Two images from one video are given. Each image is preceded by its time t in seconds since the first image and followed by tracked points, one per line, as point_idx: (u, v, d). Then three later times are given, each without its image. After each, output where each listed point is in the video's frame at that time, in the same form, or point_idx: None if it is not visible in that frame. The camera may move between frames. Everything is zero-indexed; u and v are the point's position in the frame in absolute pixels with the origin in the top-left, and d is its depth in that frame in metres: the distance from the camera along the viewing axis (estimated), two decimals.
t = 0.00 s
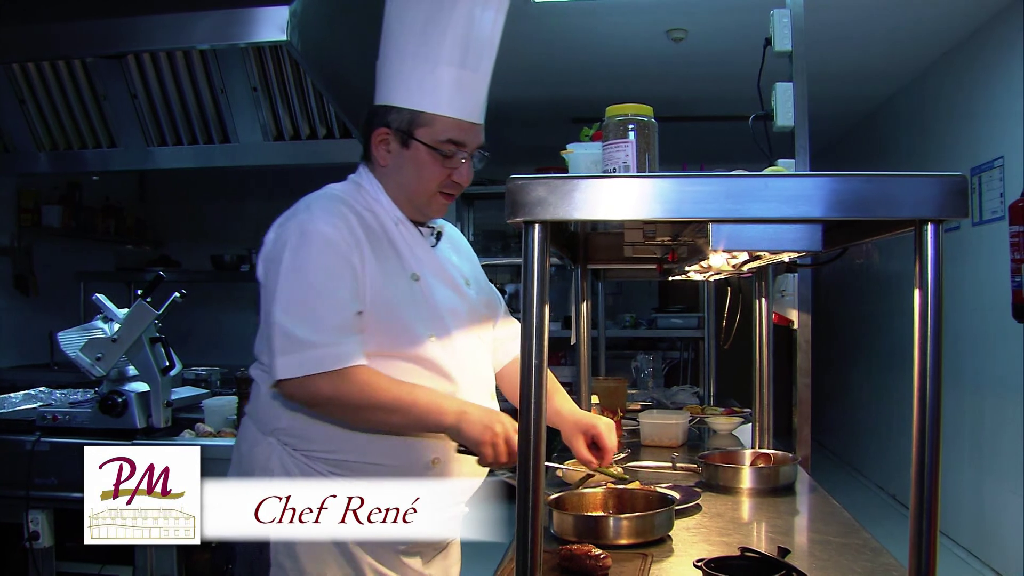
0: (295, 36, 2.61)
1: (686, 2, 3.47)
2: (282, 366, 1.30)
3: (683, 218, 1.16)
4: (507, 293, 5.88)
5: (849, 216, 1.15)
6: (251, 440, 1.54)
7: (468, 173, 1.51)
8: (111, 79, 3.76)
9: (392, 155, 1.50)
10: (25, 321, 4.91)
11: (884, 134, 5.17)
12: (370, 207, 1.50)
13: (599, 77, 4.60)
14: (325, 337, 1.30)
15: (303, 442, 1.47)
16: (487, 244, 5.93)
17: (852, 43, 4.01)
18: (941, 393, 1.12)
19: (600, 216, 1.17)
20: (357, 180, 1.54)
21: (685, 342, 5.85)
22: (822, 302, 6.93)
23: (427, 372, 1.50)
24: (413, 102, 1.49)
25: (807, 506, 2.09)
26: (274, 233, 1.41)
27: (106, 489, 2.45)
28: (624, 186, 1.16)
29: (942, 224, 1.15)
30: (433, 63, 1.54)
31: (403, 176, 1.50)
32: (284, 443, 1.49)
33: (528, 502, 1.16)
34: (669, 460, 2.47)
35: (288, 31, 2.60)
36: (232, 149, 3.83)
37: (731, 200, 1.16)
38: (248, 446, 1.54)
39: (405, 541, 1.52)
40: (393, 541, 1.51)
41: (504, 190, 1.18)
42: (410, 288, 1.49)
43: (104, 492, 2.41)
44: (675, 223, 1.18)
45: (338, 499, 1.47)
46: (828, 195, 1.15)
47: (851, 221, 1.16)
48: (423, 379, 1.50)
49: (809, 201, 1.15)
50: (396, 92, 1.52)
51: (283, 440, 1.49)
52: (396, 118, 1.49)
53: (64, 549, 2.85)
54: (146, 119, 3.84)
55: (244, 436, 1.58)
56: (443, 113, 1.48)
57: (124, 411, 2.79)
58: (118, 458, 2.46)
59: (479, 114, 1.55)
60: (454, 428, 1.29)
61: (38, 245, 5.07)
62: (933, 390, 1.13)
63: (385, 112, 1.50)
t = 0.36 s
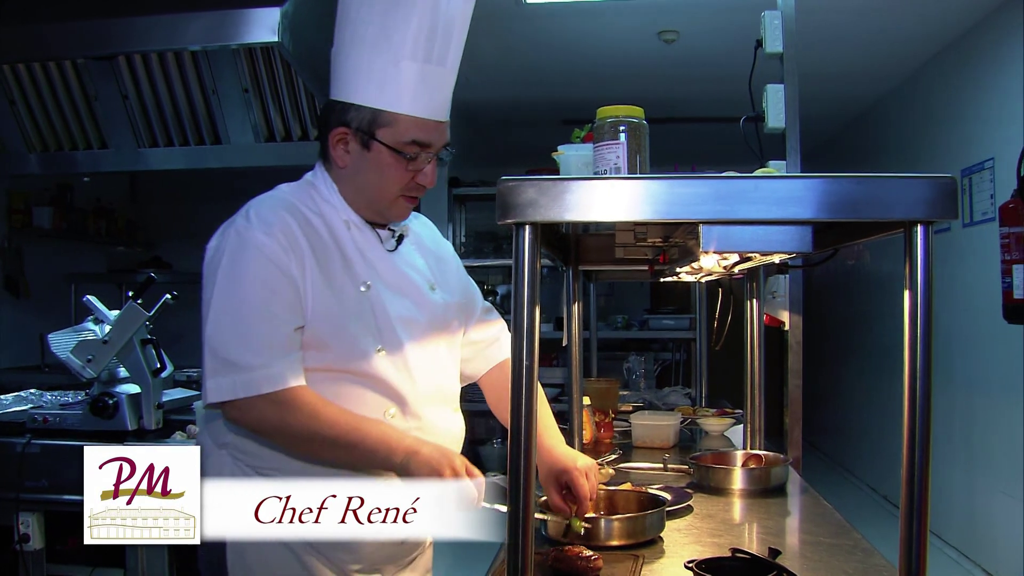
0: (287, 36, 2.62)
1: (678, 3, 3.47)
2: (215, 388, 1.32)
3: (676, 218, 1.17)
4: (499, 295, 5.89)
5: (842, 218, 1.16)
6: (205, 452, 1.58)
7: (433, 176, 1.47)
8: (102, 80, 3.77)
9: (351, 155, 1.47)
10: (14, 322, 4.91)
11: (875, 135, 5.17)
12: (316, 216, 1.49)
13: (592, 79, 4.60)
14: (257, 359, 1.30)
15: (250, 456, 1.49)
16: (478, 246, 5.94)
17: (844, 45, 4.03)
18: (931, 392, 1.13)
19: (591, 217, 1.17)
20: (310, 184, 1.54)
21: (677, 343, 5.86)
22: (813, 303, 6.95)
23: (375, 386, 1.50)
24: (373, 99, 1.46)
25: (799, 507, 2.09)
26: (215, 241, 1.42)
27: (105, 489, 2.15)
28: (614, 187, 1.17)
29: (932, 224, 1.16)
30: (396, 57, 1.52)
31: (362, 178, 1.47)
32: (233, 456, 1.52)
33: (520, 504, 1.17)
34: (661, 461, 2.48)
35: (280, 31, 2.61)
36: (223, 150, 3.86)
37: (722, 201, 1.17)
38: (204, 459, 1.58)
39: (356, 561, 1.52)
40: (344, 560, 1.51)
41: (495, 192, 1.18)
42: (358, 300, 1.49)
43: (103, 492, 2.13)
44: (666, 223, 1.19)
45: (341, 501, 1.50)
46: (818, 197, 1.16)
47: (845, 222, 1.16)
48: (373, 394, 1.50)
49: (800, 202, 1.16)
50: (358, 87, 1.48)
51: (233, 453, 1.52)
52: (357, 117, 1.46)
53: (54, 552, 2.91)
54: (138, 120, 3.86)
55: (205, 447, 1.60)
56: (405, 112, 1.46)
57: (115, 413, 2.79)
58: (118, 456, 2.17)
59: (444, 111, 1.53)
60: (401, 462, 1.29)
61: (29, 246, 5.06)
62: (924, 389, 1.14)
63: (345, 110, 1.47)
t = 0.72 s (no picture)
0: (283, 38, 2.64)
1: (673, 4, 3.47)
2: (199, 406, 1.34)
3: (670, 220, 1.17)
4: (495, 296, 5.89)
5: (836, 220, 1.16)
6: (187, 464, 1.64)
7: (441, 181, 1.52)
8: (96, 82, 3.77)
9: (367, 168, 1.45)
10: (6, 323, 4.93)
11: (870, 137, 5.18)
12: (298, 228, 1.49)
13: (588, 80, 4.61)
14: (239, 379, 1.31)
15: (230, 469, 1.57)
16: (474, 247, 5.94)
17: (838, 47, 4.04)
18: (925, 392, 1.13)
19: (587, 219, 1.18)
20: (293, 191, 1.54)
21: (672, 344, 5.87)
22: (808, 305, 6.96)
23: (356, 400, 1.51)
24: (395, 110, 1.45)
25: (794, 508, 2.09)
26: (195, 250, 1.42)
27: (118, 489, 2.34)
28: (610, 190, 1.18)
29: (925, 226, 1.17)
30: (403, 63, 1.51)
31: (380, 189, 1.47)
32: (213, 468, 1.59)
33: (514, 505, 1.17)
34: (655, 462, 2.48)
35: (275, 34, 2.63)
36: (218, 152, 3.87)
37: (717, 203, 1.18)
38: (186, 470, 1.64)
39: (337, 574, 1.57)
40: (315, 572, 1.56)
41: (490, 195, 1.18)
42: (341, 312, 1.50)
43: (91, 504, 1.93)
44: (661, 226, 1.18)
45: (340, 499, 1.44)
46: (812, 199, 1.16)
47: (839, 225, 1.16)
48: (354, 406, 1.51)
49: (795, 204, 1.16)
50: (367, 93, 1.46)
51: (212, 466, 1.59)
52: (377, 129, 1.44)
53: (49, 554, 2.89)
54: (133, 122, 3.87)
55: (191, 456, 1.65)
56: (428, 121, 1.47)
57: (109, 415, 2.78)
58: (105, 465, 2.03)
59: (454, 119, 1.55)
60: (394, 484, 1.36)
61: (24, 248, 5.07)
62: (917, 390, 1.14)
63: (362, 121, 1.44)
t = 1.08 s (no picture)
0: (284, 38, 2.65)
1: (673, 4, 3.47)
2: (191, 388, 1.32)
3: (672, 221, 1.17)
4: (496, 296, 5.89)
5: (838, 221, 1.15)
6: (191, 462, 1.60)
7: (445, 179, 1.55)
8: (99, 83, 3.76)
9: (380, 161, 1.47)
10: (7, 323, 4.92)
11: (872, 137, 5.17)
12: (306, 219, 1.49)
13: (589, 80, 4.60)
14: (234, 361, 1.30)
15: (238, 466, 1.52)
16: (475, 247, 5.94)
17: (839, 47, 4.04)
18: (927, 393, 1.13)
19: (588, 219, 1.18)
20: (300, 186, 1.54)
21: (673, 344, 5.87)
22: (810, 305, 6.95)
23: (360, 392, 1.51)
24: (409, 105, 1.48)
25: (795, 509, 2.09)
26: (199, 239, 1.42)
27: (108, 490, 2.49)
28: (613, 191, 1.18)
29: (927, 227, 1.17)
30: (414, 61, 1.55)
31: (389, 182, 1.49)
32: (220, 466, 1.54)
33: (515, 506, 1.17)
34: (657, 463, 2.48)
35: (276, 34, 2.63)
36: (220, 152, 3.87)
37: (720, 204, 1.18)
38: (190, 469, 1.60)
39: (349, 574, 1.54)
40: (332, 569, 1.53)
41: (490, 194, 1.18)
42: (345, 305, 1.50)
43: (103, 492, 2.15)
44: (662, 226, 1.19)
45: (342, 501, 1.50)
46: (814, 199, 1.16)
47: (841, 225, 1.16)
48: (360, 399, 1.51)
49: (797, 205, 1.17)
50: (382, 87, 1.49)
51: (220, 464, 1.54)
52: (390, 123, 1.46)
53: (50, 554, 2.89)
54: (134, 122, 3.87)
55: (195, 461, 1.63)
56: (437, 118, 1.51)
57: (111, 416, 2.78)
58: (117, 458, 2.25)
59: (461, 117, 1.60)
60: (370, 459, 1.33)
61: (24, 248, 5.07)
62: (919, 389, 1.14)
63: (377, 115, 1.46)
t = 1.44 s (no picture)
0: (283, 39, 2.66)
1: (673, 5, 3.47)
2: (312, 379, 1.30)
3: (670, 221, 1.17)
4: (495, 296, 5.89)
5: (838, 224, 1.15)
6: (219, 458, 1.54)
7: (449, 188, 1.55)
8: (98, 83, 3.75)
9: (391, 169, 1.50)
10: (7, 324, 4.92)
11: (871, 137, 5.16)
12: (348, 215, 1.49)
13: (589, 81, 4.60)
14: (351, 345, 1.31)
15: (278, 459, 1.47)
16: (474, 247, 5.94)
17: (839, 48, 4.04)
18: (926, 392, 1.13)
19: (587, 221, 1.18)
20: (320, 190, 1.52)
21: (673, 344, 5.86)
22: (809, 305, 6.95)
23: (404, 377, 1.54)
24: (418, 118, 1.51)
25: (795, 509, 2.10)
26: (253, 249, 1.38)
27: (107, 490, 2.71)
28: (613, 190, 1.18)
29: (927, 227, 1.17)
30: (421, 79, 1.58)
31: (399, 190, 1.51)
32: (257, 459, 1.49)
33: (516, 505, 1.17)
34: (657, 463, 2.48)
35: (276, 34, 2.63)
36: (219, 152, 3.87)
37: (718, 205, 1.18)
38: (218, 464, 1.54)
39: (380, 552, 1.57)
40: (366, 552, 1.55)
41: (490, 195, 1.19)
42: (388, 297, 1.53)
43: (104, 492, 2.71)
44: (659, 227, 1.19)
45: (340, 499, 1.49)
46: (812, 200, 1.16)
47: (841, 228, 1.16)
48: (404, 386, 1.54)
49: (795, 206, 1.17)
50: (390, 101, 1.51)
51: (256, 456, 1.49)
52: (403, 134, 1.49)
53: (49, 555, 2.90)
54: (134, 123, 3.87)
55: (212, 451, 1.58)
56: (443, 130, 1.54)
57: (110, 416, 2.79)
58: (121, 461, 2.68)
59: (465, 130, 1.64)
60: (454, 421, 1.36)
61: (23, 249, 5.07)
62: (918, 389, 1.15)
63: (387, 126, 1.49)
